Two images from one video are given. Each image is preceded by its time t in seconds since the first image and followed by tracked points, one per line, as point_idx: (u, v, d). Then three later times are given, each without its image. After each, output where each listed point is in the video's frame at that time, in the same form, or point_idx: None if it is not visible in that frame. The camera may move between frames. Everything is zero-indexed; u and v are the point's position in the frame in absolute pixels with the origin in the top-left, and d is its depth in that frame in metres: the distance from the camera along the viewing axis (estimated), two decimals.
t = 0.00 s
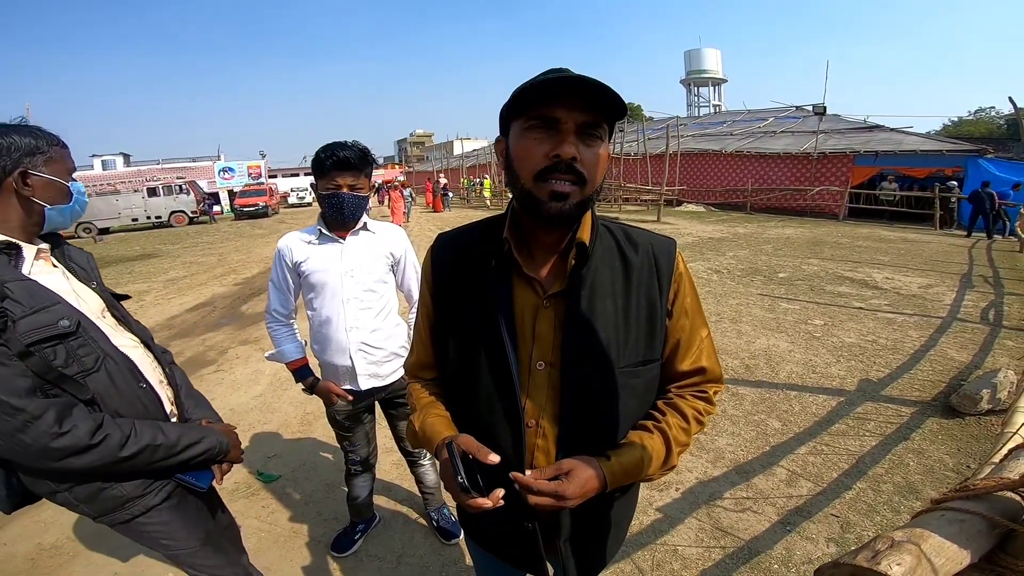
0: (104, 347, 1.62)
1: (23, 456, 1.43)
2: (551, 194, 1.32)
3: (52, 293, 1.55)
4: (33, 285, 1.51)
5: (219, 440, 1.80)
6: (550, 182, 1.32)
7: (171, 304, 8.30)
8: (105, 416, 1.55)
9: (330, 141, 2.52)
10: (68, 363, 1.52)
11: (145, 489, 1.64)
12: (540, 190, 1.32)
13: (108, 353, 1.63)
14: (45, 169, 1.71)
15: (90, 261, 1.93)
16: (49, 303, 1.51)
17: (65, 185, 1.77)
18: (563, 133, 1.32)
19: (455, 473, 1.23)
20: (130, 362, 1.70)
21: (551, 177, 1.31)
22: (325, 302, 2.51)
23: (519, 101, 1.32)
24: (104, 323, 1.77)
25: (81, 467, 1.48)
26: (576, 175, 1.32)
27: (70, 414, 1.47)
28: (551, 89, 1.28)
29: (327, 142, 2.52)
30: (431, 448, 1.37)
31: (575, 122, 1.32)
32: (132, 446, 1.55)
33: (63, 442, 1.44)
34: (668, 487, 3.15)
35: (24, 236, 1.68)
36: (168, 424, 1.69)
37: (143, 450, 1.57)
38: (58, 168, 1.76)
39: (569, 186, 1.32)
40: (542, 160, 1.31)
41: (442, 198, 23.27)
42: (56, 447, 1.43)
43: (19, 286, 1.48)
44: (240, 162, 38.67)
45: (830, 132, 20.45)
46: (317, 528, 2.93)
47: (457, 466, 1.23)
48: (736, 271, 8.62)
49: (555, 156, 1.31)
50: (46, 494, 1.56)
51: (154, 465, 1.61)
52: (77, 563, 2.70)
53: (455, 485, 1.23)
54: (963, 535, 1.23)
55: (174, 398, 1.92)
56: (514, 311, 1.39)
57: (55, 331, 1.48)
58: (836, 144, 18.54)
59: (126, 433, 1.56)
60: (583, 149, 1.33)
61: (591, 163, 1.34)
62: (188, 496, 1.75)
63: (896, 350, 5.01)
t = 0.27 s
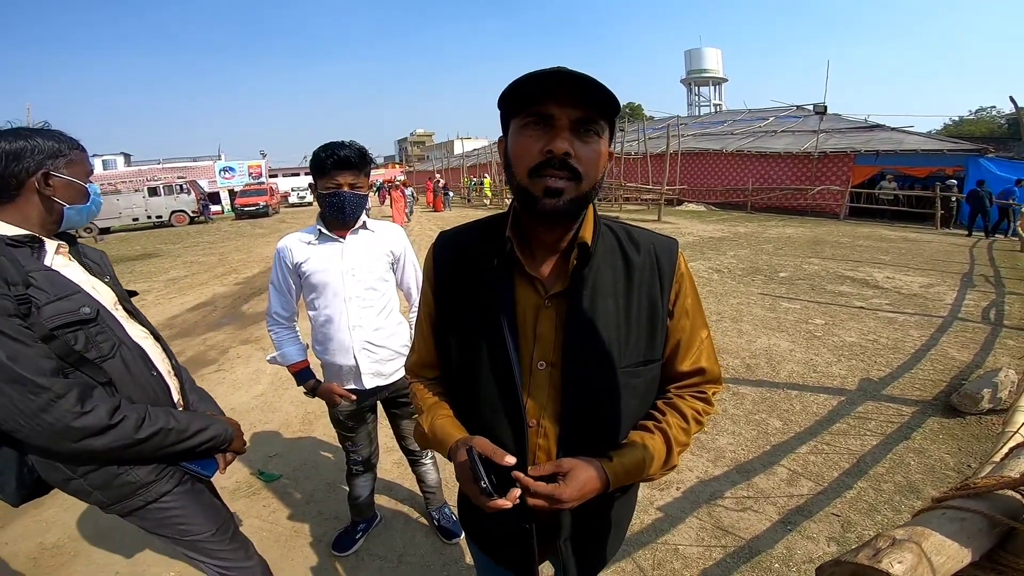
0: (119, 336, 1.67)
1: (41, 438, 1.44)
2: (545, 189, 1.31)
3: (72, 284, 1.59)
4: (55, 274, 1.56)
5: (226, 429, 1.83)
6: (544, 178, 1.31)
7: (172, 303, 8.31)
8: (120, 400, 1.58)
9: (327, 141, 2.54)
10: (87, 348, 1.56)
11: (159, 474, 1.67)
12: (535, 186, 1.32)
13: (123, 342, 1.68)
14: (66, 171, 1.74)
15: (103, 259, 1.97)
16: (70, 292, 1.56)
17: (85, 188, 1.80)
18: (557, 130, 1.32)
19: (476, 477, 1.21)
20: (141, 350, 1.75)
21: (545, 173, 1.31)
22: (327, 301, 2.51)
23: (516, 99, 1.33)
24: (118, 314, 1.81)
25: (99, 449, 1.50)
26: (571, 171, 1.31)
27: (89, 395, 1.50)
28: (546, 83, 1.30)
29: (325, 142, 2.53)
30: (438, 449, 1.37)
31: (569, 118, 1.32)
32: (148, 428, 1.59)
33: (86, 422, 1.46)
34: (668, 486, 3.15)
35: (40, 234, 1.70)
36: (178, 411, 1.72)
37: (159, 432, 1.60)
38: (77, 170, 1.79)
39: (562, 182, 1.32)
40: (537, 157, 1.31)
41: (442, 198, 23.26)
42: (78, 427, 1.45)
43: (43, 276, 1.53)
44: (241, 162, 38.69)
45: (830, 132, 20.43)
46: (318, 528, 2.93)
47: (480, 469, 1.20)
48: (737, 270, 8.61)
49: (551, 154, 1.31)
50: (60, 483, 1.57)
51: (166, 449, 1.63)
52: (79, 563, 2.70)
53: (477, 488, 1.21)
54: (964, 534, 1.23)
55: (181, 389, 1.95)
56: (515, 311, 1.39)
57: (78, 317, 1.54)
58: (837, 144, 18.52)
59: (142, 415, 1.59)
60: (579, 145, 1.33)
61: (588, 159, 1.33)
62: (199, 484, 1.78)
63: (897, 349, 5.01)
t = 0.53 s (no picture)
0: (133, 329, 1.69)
1: (63, 427, 1.43)
2: (540, 187, 1.31)
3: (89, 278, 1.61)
4: (73, 268, 1.58)
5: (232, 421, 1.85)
6: (539, 176, 1.31)
7: (172, 302, 8.32)
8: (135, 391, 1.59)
9: (329, 139, 2.54)
10: (105, 339, 1.58)
11: (167, 468, 1.68)
12: (530, 184, 1.32)
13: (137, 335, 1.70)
14: (79, 169, 1.75)
15: (111, 256, 1.98)
16: (87, 285, 1.59)
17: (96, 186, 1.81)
18: (553, 128, 1.32)
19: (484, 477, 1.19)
20: (151, 345, 1.77)
21: (541, 170, 1.31)
22: (326, 301, 2.51)
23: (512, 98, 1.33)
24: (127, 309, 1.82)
25: (118, 438, 1.50)
26: (566, 169, 1.31)
27: (112, 383, 1.51)
28: (542, 81, 1.30)
29: (327, 140, 2.53)
30: (441, 449, 1.36)
31: (564, 116, 1.32)
32: (166, 417, 1.61)
33: (109, 409, 1.47)
34: (668, 486, 3.15)
35: (52, 230, 1.69)
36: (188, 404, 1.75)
37: (175, 422, 1.63)
38: (88, 169, 1.80)
39: (557, 179, 1.31)
40: (533, 155, 1.31)
41: (443, 197, 23.26)
42: (101, 415, 1.46)
43: (62, 268, 1.55)
44: (242, 161, 38.71)
45: (831, 131, 20.41)
46: (318, 527, 2.93)
47: (488, 470, 1.18)
48: (737, 269, 8.61)
49: (547, 152, 1.30)
50: (67, 477, 1.55)
51: (180, 440, 1.64)
52: (79, 562, 2.70)
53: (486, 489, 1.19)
54: (964, 532, 1.23)
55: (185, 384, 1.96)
56: (515, 311, 1.39)
57: (97, 308, 1.56)
58: (838, 143, 18.50)
59: (159, 405, 1.61)
60: (574, 143, 1.33)
61: (585, 157, 1.33)
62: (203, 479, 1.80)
63: (898, 349, 5.00)
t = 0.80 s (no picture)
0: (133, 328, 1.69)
1: (59, 426, 1.43)
2: (537, 183, 1.31)
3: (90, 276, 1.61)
4: (74, 266, 1.58)
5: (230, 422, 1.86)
6: (537, 172, 1.31)
7: (172, 301, 8.31)
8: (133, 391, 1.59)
9: (329, 137, 2.53)
10: (104, 339, 1.58)
11: (163, 468, 1.68)
12: (528, 180, 1.32)
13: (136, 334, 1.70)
14: (81, 167, 1.73)
15: (115, 255, 1.99)
16: (88, 283, 1.58)
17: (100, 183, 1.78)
18: (551, 123, 1.32)
19: (488, 484, 1.18)
20: (151, 343, 1.77)
21: (539, 166, 1.30)
22: (324, 299, 2.50)
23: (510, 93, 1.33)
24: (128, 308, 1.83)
25: (114, 439, 1.50)
26: (564, 165, 1.30)
27: (109, 384, 1.51)
28: (540, 76, 1.30)
29: (327, 137, 2.52)
30: (439, 448, 1.36)
31: (563, 111, 1.32)
32: (163, 418, 1.60)
33: (105, 410, 1.47)
34: (668, 485, 3.15)
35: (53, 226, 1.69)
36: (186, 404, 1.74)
37: (172, 423, 1.62)
38: (92, 166, 1.78)
39: (554, 175, 1.31)
40: (531, 150, 1.31)
41: (443, 196, 23.24)
42: (97, 415, 1.45)
43: (62, 266, 1.54)
44: (242, 160, 38.70)
45: (832, 130, 20.38)
46: (317, 526, 2.93)
47: (490, 474, 1.17)
48: (737, 268, 8.61)
49: (544, 147, 1.30)
50: (63, 477, 1.55)
51: (176, 441, 1.64)
52: (79, 560, 2.70)
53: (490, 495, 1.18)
54: (964, 533, 1.22)
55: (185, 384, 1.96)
56: (514, 309, 1.39)
57: (96, 307, 1.56)
58: (839, 142, 18.48)
59: (156, 405, 1.61)
60: (573, 139, 1.32)
61: (583, 153, 1.32)
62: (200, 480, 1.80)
63: (898, 349, 5.00)
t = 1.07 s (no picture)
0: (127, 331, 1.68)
1: (45, 431, 1.43)
2: (533, 186, 1.31)
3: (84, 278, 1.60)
4: (68, 268, 1.58)
5: (225, 429, 1.84)
6: (532, 174, 1.31)
7: (170, 300, 8.30)
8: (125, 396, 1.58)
9: (326, 136, 2.52)
10: (95, 343, 1.57)
11: (155, 472, 1.68)
12: (524, 183, 1.32)
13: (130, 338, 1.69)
14: (79, 167, 1.73)
15: (114, 255, 1.98)
16: (82, 286, 1.58)
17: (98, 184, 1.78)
18: (547, 125, 1.31)
19: (499, 485, 1.16)
20: (146, 346, 1.76)
21: (534, 169, 1.30)
22: (323, 299, 2.50)
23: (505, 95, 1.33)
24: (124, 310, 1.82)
25: (101, 445, 1.49)
26: (560, 167, 1.30)
27: (96, 390, 1.50)
28: (535, 78, 1.29)
29: (324, 136, 2.52)
30: (437, 451, 1.35)
31: (558, 113, 1.31)
32: (152, 424, 1.59)
33: (91, 417, 1.46)
34: (665, 484, 3.16)
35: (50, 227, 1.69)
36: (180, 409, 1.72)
37: (162, 429, 1.61)
38: (90, 166, 1.78)
39: (550, 178, 1.31)
40: (526, 153, 1.31)
41: (442, 195, 23.22)
42: (82, 422, 1.45)
43: (55, 268, 1.54)
44: (240, 159, 38.66)
45: (830, 129, 20.39)
46: (315, 525, 2.94)
47: (503, 479, 1.15)
48: (735, 267, 8.61)
49: (538, 149, 1.30)
50: (55, 478, 1.56)
51: (168, 446, 1.63)
52: (77, 560, 2.70)
53: (501, 497, 1.16)
54: (953, 533, 1.23)
55: (184, 387, 1.95)
56: (507, 311, 1.39)
57: (88, 311, 1.55)
58: (837, 141, 18.50)
59: (146, 412, 1.59)
60: (569, 140, 1.32)
61: (578, 154, 1.32)
62: (195, 484, 1.80)
63: (895, 347, 5.01)
